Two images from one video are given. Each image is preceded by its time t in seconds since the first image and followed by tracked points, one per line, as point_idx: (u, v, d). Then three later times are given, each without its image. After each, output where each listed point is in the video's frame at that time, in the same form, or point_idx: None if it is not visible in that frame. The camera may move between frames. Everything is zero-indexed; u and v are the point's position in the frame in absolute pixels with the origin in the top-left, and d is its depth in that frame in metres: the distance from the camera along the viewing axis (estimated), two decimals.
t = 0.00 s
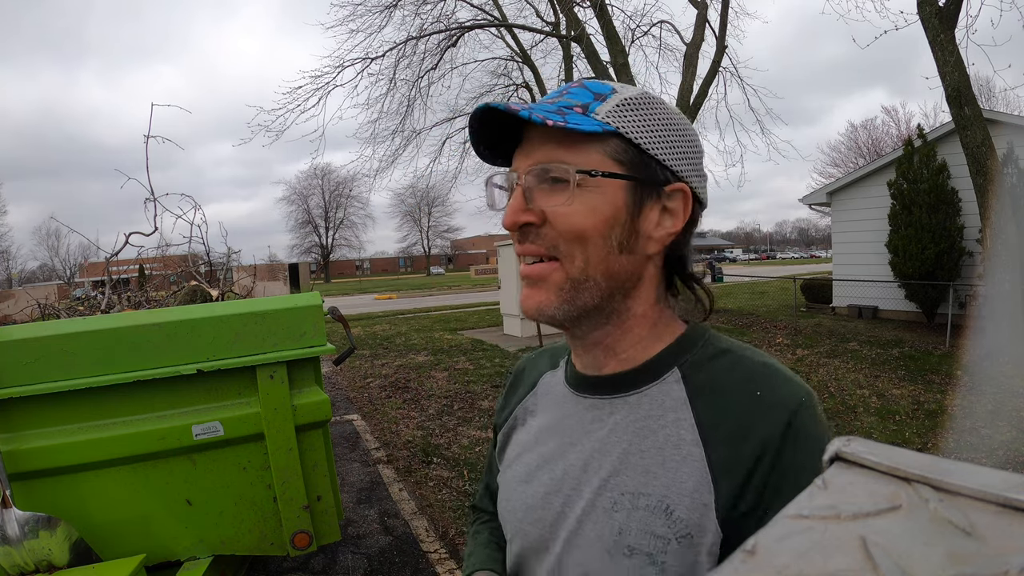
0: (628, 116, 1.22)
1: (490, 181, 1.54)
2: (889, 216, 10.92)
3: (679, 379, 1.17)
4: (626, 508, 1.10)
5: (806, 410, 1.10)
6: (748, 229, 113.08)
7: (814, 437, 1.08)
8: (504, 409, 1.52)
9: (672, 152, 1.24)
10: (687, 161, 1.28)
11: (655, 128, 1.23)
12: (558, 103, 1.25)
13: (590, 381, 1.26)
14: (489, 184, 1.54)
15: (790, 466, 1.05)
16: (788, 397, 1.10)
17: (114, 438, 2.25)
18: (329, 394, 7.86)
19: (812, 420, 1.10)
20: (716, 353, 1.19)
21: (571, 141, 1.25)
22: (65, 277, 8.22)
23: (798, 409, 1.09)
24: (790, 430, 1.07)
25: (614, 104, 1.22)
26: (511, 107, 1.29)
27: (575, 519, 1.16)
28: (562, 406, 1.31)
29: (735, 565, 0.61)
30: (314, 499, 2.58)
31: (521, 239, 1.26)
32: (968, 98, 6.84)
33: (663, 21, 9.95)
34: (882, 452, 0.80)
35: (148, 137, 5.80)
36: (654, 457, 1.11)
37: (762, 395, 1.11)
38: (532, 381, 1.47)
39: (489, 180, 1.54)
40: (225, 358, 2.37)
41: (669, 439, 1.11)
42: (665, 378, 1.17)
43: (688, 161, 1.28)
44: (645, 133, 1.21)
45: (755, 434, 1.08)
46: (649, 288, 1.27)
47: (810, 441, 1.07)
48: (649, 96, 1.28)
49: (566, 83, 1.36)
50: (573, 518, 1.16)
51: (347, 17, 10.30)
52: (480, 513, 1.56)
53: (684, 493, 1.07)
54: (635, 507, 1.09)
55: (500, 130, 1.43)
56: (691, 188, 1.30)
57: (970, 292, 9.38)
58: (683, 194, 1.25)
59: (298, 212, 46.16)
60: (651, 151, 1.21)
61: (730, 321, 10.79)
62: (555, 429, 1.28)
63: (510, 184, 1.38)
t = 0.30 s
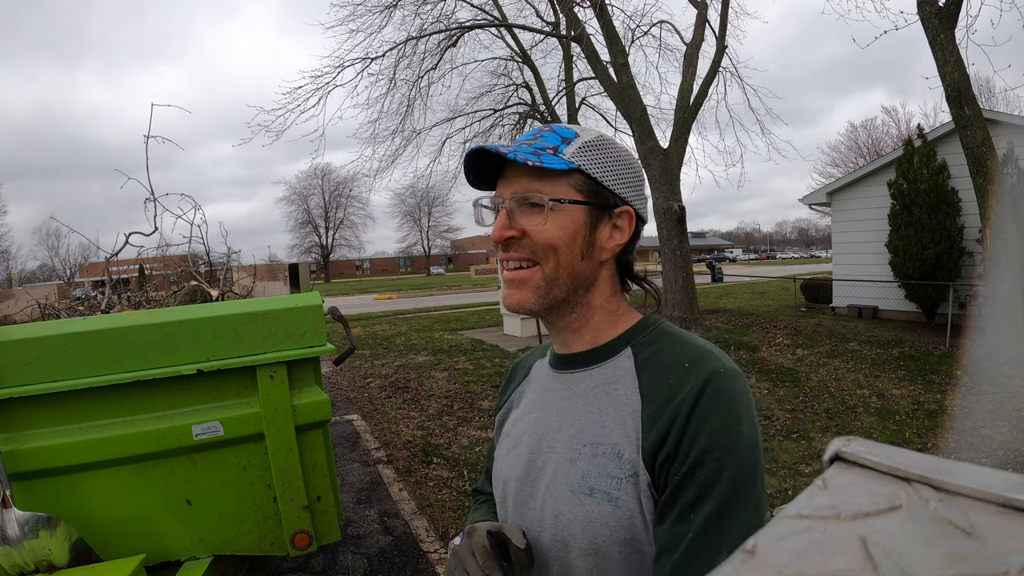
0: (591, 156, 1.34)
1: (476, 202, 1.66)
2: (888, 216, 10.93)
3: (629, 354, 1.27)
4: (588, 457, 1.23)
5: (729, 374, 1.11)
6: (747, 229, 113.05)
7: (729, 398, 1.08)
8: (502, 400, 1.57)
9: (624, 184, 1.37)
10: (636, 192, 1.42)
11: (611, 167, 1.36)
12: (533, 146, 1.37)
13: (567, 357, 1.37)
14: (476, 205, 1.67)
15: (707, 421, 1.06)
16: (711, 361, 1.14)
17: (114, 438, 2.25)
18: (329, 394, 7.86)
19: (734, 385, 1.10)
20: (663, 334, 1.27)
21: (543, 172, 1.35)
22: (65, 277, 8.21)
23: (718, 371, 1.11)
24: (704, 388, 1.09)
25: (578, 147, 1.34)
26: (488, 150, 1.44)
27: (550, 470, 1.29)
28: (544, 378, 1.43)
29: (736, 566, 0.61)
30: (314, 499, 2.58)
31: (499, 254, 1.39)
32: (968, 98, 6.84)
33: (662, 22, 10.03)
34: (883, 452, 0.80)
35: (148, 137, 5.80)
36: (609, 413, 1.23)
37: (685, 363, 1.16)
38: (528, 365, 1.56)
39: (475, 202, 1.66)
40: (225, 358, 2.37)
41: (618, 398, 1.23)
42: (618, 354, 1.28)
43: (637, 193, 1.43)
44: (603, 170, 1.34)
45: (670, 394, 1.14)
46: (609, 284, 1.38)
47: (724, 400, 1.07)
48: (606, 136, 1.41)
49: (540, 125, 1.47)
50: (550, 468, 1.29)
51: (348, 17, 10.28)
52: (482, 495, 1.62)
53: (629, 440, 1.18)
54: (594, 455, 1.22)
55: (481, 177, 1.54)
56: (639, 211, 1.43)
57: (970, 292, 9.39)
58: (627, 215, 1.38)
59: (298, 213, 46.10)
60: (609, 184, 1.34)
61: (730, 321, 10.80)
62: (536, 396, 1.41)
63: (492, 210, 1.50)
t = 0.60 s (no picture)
0: (569, 177, 1.34)
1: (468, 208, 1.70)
2: (888, 216, 10.93)
3: (597, 346, 1.29)
4: (556, 439, 1.24)
5: (681, 362, 1.12)
6: (747, 229, 113.07)
7: (681, 382, 1.08)
8: (497, 391, 1.59)
9: (600, 203, 1.37)
10: (615, 209, 1.42)
11: (589, 187, 1.36)
12: (514, 165, 1.38)
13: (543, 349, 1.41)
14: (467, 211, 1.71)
15: (659, 406, 1.06)
16: (665, 350, 1.15)
17: (115, 438, 2.25)
18: (329, 394, 7.86)
19: (686, 371, 1.10)
20: (630, 328, 1.29)
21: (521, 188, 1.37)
22: (65, 277, 8.21)
23: (671, 359, 1.12)
24: (656, 374, 1.10)
25: (557, 168, 1.35)
26: (469, 170, 1.48)
27: (525, 451, 1.31)
28: (529, 371, 1.44)
29: (736, 566, 0.61)
30: (314, 499, 2.58)
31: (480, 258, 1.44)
32: (968, 98, 6.84)
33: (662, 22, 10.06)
34: (883, 452, 0.80)
35: (148, 137, 5.80)
36: (577, 398, 1.24)
37: (641, 351, 1.18)
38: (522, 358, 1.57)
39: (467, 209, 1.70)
40: (225, 358, 2.37)
41: (586, 384, 1.25)
42: (587, 346, 1.30)
43: (616, 212, 1.42)
44: (580, 191, 1.34)
45: (626, 381, 1.15)
46: (581, 289, 1.40)
47: (676, 384, 1.08)
48: (589, 155, 1.40)
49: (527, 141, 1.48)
50: (526, 450, 1.30)
51: (348, 17, 10.32)
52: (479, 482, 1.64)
53: (592, 424, 1.20)
54: (561, 436, 1.23)
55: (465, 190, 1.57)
56: (614, 227, 1.42)
57: (970, 292, 9.38)
58: (601, 229, 1.38)
59: (298, 213, 46.09)
60: (584, 204, 1.34)
61: (730, 321, 10.80)
62: (521, 384, 1.42)
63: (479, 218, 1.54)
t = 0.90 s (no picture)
0: (561, 179, 1.35)
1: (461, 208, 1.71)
2: (888, 216, 10.92)
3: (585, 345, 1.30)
4: (545, 440, 1.24)
5: (669, 360, 1.12)
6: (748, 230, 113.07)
7: (669, 382, 1.08)
8: (492, 390, 1.60)
9: (592, 204, 1.38)
10: (606, 208, 1.42)
11: (580, 187, 1.36)
12: (507, 166, 1.38)
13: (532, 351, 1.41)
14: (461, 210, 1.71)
15: (646, 406, 1.07)
16: (653, 349, 1.15)
17: (115, 438, 2.25)
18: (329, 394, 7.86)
19: (674, 370, 1.10)
20: (620, 327, 1.29)
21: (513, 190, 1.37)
22: (65, 277, 8.21)
23: (659, 358, 1.12)
24: (643, 374, 1.11)
25: (549, 169, 1.35)
26: (460, 171, 1.47)
27: (515, 451, 1.31)
28: (521, 372, 1.44)
29: (735, 565, 0.61)
30: (314, 499, 2.58)
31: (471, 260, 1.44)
32: (968, 98, 6.84)
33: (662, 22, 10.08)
34: (883, 452, 0.80)
35: (148, 136, 5.80)
36: (567, 399, 1.25)
37: (629, 352, 1.18)
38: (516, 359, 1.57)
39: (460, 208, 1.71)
40: (225, 359, 2.37)
41: (576, 385, 1.25)
42: (576, 346, 1.31)
43: (607, 212, 1.43)
44: (571, 192, 1.35)
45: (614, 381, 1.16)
46: (572, 289, 1.40)
47: (664, 383, 1.08)
48: (581, 155, 1.40)
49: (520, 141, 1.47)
50: (518, 449, 1.31)
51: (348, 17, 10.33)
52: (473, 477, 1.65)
53: (581, 425, 1.20)
54: (549, 437, 1.24)
55: (456, 190, 1.57)
56: (606, 227, 1.43)
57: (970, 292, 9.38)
58: (592, 230, 1.38)
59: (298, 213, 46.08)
60: (576, 205, 1.35)
61: (730, 321, 10.80)
62: (514, 384, 1.42)
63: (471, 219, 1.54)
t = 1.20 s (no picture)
0: (577, 174, 1.35)
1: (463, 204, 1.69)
2: (889, 216, 10.92)
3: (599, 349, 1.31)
4: (560, 448, 1.24)
5: (689, 363, 1.13)
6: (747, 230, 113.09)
7: (690, 386, 1.09)
8: (488, 397, 1.59)
9: (605, 201, 1.39)
10: (616, 207, 1.43)
11: (595, 183, 1.37)
12: (522, 159, 1.37)
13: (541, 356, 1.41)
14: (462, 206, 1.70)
15: (668, 410, 1.07)
16: (672, 353, 1.17)
17: (115, 438, 2.25)
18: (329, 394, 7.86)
19: (695, 373, 1.12)
20: (634, 331, 1.31)
21: (529, 186, 1.36)
22: (65, 277, 8.21)
23: (679, 361, 1.13)
24: (665, 377, 1.11)
25: (566, 164, 1.35)
26: (471, 164, 1.45)
27: (527, 461, 1.30)
28: (526, 379, 1.44)
29: (736, 565, 0.61)
30: (314, 499, 2.58)
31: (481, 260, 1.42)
32: (968, 98, 6.85)
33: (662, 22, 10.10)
34: (883, 452, 0.80)
35: (148, 136, 5.80)
36: (581, 407, 1.25)
37: (648, 356, 1.19)
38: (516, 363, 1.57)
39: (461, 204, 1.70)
40: (224, 358, 2.37)
41: (590, 393, 1.26)
42: (589, 350, 1.32)
43: (617, 211, 1.44)
44: (587, 188, 1.35)
45: (634, 385, 1.17)
46: (583, 292, 1.41)
47: (686, 387, 1.09)
48: (594, 151, 1.41)
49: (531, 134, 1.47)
50: (529, 459, 1.30)
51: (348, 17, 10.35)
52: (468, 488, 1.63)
53: (597, 432, 1.20)
54: (563, 445, 1.23)
55: (462, 185, 1.55)
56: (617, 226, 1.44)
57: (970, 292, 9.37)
58: (606, 230, 1.40)
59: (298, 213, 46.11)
60: (591, 202, 1.36)
61: (730, 321, 10.80)
62: (519, 392, 1.42)
63: (478, 217, 1.52)
